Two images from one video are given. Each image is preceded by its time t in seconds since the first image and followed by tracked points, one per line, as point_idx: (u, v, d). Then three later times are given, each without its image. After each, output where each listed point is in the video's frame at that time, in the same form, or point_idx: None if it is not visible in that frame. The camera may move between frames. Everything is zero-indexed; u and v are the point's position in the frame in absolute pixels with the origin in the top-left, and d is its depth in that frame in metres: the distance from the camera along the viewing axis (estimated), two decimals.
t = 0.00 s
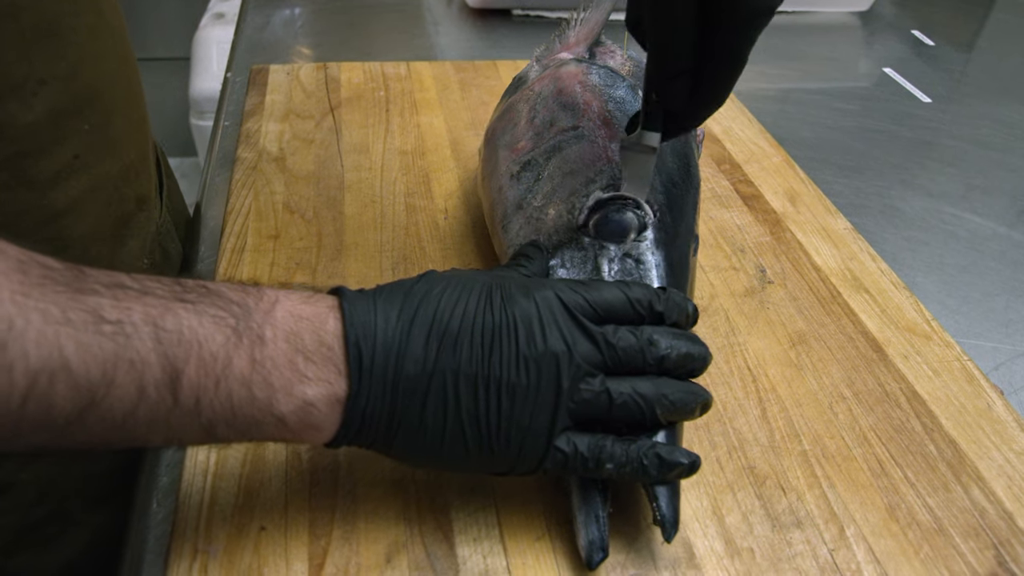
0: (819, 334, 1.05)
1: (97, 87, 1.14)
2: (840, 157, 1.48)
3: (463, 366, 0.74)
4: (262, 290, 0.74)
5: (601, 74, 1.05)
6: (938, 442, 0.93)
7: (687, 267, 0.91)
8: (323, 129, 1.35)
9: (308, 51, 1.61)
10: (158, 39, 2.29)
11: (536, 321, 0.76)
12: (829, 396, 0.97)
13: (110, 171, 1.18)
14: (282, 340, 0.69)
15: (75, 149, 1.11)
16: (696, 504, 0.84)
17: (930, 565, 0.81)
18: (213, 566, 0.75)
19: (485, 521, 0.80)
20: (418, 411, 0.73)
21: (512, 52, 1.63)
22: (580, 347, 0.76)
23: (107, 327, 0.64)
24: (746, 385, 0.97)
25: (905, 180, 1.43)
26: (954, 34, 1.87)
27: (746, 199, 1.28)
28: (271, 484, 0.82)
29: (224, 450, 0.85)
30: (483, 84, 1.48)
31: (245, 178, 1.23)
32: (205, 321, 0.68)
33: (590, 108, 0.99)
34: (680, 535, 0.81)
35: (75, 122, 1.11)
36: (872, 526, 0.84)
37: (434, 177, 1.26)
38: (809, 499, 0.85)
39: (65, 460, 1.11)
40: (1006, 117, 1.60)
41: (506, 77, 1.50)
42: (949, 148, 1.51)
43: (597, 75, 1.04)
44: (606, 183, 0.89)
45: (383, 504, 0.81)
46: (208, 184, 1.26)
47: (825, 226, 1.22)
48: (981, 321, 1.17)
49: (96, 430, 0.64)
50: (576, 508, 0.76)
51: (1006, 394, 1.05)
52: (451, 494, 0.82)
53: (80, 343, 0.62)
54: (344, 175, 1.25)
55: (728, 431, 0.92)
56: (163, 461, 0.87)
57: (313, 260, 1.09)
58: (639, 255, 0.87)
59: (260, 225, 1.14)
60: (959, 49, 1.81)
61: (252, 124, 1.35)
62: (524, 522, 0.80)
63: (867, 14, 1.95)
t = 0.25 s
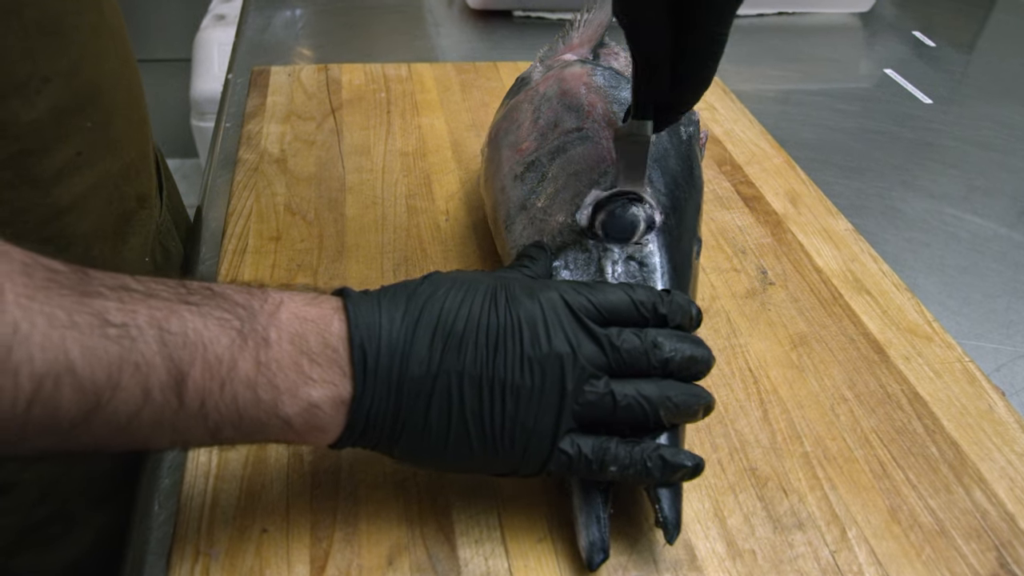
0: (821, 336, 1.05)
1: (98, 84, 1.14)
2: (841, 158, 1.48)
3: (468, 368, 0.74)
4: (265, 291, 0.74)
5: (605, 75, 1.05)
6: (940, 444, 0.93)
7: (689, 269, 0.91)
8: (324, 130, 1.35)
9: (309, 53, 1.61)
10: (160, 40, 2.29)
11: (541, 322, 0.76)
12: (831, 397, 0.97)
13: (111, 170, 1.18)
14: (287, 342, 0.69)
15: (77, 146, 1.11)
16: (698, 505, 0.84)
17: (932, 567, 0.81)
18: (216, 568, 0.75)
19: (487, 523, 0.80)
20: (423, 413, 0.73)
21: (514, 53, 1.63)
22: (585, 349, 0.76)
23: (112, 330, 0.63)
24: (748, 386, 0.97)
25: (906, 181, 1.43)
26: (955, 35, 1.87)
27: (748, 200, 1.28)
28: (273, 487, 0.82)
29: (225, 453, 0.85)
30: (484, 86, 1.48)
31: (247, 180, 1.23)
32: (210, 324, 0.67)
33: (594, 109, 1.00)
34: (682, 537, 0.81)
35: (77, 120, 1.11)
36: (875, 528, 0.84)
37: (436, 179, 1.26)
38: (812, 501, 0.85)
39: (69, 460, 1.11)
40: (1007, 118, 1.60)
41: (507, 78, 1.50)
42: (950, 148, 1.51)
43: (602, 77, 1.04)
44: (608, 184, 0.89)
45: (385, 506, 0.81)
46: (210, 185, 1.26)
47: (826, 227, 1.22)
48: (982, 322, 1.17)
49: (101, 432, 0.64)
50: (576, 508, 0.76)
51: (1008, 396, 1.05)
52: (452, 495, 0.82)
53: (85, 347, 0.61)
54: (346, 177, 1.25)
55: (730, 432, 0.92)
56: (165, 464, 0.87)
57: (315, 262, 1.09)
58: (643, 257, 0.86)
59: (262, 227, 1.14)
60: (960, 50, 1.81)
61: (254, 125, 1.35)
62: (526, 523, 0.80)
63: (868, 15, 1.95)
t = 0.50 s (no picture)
0: (821, 336, 1.04)
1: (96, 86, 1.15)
2: (841, 158, 1.48)
3: (465, 369, 0.74)
4: (262, 294, 0.74)
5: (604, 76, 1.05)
6: (940, 443, 0.93)
7: (688, 268, 0.91)
8: (323, 131, 1.35)
9: (308, 54, 1.61)
10: (159, 41, 2.28)
11: (538, 323, 0.76)
12: (831, 397, 0.97)
13: (109, 173, 1.18)
14: (285, 346, 0.70)
15: (76, 148, 1.11)
16: (699, 505, 0.84)
17: (933, 566, 0.81)
18: (216, 570, 0.75)
19: (487, 524, 0.80)
20: (421, 415, 0.73)
21: (513, 54, 1.63)
22: (582, 350, 0.76)
23: (109, 334, 0.63)
24: (748, 387, 0.97)
25: (906, 180, 1.43)
26: (954, 34, 1.87)
27: (747, 200, 1.28)
28: (273, 488, 0.82)
29: (225, 455, 0.85)
30: (484, 86, 1.48)
31: (246, 182, 1.23)
32: (207, 328, 0.67)
33: (593, 110, 1.00)
34: (682, 537, 0.81)
35: (74, 122, 1.11)
36: (875, 527, 0.84)
37: (435, 180, 1.26)
38: (812, 501, 0.85)
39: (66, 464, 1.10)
40: (1007, 117, 1.60)
41: (506, 79, 1.50)
42: (950, 148, 1.51)
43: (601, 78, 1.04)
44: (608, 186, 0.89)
45: (385, 507, 0.81)
46: (209, 187, 1.26)
47: (826, 227, 1.22)
48: (982, 321, 1.17)
49: (99, 438, 0.64)
50: (574, 510, 0.76)
51: (1008, 395, 1.05)
52: (453, 496, 0.82)
53: (82, 352, 0.61)
54: (345, 178, 1.25)
55: (730, 433, 0.92)
56: (165, 466, 0.87)
57: (315, 263, 1.09)
58: (642, 258, 0.87)
59: (262, 228, 1.14)
60: (959, 50, 1.81)
61: (253, 127, 1.35)
62: (526, 524, 0.80)
63: (867, 15, 1.95)
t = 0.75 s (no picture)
0: (819, 340, 1.04)
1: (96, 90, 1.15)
2: (840, 161, 1.48)
3: (458, 376, 0.74)
4: (256, 301, 0.74)
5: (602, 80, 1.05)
6: (938, 448, 0.93)
7: (685, 272, 0.91)
8: (322, 134, 1.35)
9: (308, 56, 1.61)
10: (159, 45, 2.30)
11: (531, 330, 0.76)
12: (829, 401, 0.97)
13: (108, 177, 1.18)
14: (278, 353, 0.70)
15: (76, 151, 1.11)
16: (696, 510, 0.84)
17: (931, 571, 0.81)
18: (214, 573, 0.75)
19: (484, 528, 0.80)
20: (414, 421, 0.73)
21: (513, 56, 1.63)
22: (575, 356, 0.76)
23: (104, 343, 0.63)
24: (746, 391, 0.97)
25: (905, 184, 1.43)
26: (953, 38, 1.88)
27: (746, 204, 1.28)
28: (271, 491, 0.82)
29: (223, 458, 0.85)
30: (483, 89, 1.48)
31: (245, 184, 1.23)
32: (202, 336, 0.68)
33: (590, 115, 1.00)
34: (679, 541, 0.81)
35: (75, 125, 1.11)
36: (873, 532, 0.84)
37: (434, 183, 1.26)
38: (810, 506, 0.85)
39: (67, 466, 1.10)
40: (1006, 121, 1.60)
41: (505, 82, 1.50)
42: (949, 152, 1.51)
43: (599, 82, 1.04)
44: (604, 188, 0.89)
45: (383, 511, 0.81)
46: (209, 189, 1.26)
47: (825, 231, 1.22)
48: (981, 325, 1.17)
49: (94, 446, 0.64)
50: (570, 514, 0.77)
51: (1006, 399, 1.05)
52: (450, 500, 0.82)
53: (78, 361, 0.61)
54: (345, 181, 1.25)
55: (728, 437, 0.92)
56: (163, 470, 0.88)
57: (314, 266, 1.09)
58: (638, 261, 0.87)
59: (261, 231, 1.14)
60: (959, 53, 1.81)
61: (253, 129, 1.35)
62: (524, 528, 0.81)
63: (867, 19, 1.95)
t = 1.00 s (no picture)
0: (818, 341, 1.05)
1: (100, 91, 1.15)
2: (838, 162, 1.48)
3: (455, 383, 0.74)
4: (254, 311, 0.75)
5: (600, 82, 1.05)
6: (937, 448, 0.93)
7: (683, 275, 0.91)
8: (321, 138, 1.35)
9: (307, 60, 1.62)
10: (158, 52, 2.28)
11: (528, 335, 0.76)
12: (828, 402, 0.97)
13: (112, 178, 1.18)
14: (278, 363, 0.70)
15: (79, 153, 1.12)
16: (695, 511, 0.84)
17: (930, 572, 0.81)
18: None
19: (484, 531, 0.80)
20: (413, 429, 0.73)
21: (512, 59, 1.63)
22: (573, 361, 0.76)
23: (105, 357, 0.64)
24: (745, 392, 0.97)
25: (904, 185, 1.43)
26: (952, 39, 1.88)
27: (744, 206, 1.28)
28: (270, 495, 0.82)
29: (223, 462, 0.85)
30: (482, 92, 1.48)
31: (244, 188, 1.23)
32: (202, 348, 0.68)
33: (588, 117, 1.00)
34: (679, 543, 0.81)
35: (80, 125, 1.12)
36: (872, 533, 0.84)
37: (433, 186, 1.26)
38: (809, 507, 0.85)
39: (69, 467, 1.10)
40: (1005, 122, 1.60)
41: (504, 85, 1.50)
42: (948, 153, 1.51)
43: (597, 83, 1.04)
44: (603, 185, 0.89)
45: (382, 514, 0.81)
46: (208, 193, 1.27)
47: (823, 232, 1.22)
48: (980, 326, 1.17)
49: (97, 460, 0.64)
50: (568, 516, 0.77)
51: (1005, 400, 1.06)
52: (449, 503, 0.82)
53: (79, 376, 0.62)
54: (343, 184, 1.25)
55: (727, 439, 0.92)
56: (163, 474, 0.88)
57: (312, 270, 1.09)
58: (637, 263, 0.87)
59: (259, 235, 1.15)
60: (958, 55, 1.82)
61: (252, 133, 1.35)
62: (522, 530, 0.81)
63: (865, 20, 1.95)
